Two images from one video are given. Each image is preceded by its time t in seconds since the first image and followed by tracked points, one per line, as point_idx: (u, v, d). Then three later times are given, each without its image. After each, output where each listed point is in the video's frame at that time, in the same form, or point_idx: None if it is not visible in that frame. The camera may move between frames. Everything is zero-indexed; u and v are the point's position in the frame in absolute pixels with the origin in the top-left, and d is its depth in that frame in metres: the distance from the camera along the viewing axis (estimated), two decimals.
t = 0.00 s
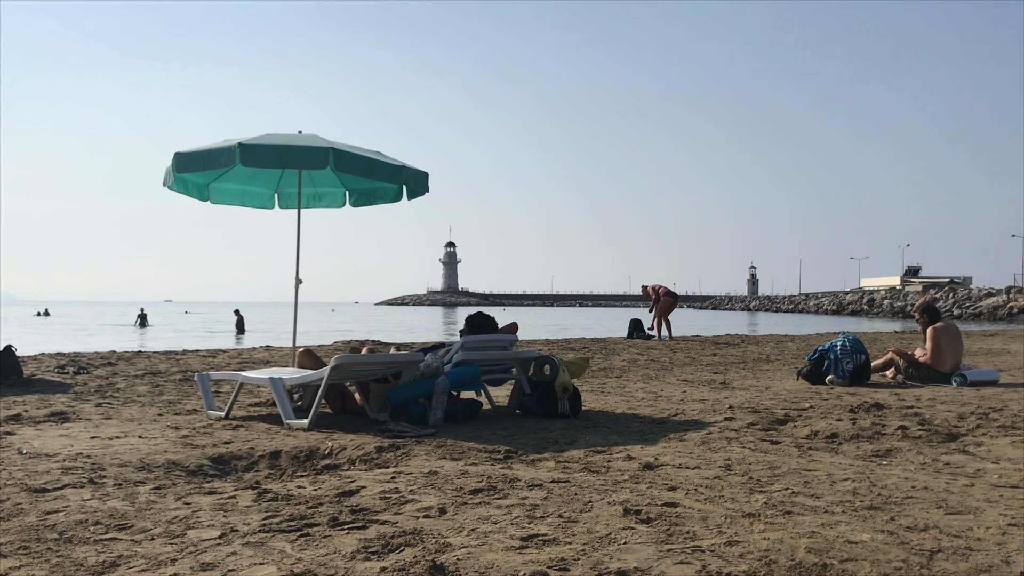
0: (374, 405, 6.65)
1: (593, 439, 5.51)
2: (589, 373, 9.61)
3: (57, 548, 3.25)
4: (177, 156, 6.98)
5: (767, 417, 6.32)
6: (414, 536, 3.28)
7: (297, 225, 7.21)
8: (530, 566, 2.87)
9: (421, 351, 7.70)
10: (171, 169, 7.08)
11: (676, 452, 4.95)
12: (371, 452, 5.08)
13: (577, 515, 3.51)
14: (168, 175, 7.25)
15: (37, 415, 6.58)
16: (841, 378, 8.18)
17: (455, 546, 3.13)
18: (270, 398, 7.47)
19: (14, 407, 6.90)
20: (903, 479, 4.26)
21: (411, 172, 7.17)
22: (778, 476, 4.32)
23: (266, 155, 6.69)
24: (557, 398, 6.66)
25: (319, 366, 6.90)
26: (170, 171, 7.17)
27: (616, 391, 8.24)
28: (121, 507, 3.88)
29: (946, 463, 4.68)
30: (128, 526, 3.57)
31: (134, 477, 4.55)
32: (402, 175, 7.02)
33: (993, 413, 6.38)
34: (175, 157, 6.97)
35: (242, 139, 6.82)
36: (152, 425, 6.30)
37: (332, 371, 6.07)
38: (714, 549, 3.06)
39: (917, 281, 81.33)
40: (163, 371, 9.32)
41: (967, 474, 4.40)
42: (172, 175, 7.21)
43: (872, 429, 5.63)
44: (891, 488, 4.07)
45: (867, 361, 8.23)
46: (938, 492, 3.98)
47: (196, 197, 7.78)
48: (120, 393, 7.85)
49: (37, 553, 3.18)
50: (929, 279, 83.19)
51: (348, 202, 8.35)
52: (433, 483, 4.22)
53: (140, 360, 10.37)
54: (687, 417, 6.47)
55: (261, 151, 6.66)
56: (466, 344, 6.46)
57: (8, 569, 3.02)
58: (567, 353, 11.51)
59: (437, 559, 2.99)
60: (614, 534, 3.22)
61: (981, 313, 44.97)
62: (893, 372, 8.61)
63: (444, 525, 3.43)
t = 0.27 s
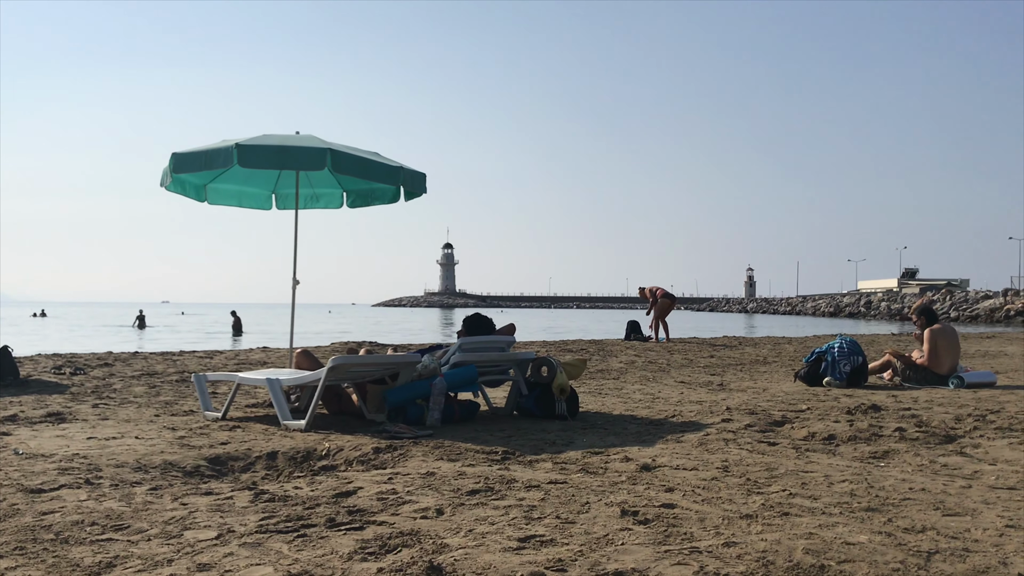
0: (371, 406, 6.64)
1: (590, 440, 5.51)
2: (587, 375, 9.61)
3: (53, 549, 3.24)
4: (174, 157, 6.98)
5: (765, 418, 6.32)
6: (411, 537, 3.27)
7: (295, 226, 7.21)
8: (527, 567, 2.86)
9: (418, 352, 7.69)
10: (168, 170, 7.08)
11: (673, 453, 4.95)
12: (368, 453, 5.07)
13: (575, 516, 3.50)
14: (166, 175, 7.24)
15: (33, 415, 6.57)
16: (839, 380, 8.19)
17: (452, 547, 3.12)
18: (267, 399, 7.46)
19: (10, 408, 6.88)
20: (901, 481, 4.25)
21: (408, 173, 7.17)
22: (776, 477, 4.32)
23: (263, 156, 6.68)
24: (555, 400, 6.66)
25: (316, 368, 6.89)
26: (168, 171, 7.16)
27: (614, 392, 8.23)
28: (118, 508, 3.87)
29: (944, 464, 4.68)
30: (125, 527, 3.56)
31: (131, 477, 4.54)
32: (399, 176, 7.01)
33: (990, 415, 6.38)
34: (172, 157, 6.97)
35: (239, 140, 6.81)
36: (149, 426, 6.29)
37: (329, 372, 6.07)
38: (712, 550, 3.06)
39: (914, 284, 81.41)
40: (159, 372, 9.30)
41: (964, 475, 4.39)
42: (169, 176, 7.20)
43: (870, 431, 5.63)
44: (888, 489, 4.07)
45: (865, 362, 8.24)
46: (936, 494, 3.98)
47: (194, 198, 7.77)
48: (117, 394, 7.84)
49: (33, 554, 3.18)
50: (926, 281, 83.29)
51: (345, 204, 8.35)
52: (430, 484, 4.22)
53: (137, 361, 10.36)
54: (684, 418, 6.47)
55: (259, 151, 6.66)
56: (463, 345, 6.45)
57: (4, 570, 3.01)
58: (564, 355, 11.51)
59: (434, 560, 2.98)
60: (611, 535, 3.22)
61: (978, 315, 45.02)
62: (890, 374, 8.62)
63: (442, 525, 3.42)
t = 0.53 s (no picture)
0: (370, 411, 6.65)
1: (590, 445, 5.51)
2: (586, 380, 9.62)
3: (53, 554, 3.25)
4: (175, 162, 6.99)
5: (764, 423, 6.33)
6: (411, 542, 3.28)
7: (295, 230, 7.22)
8: (526, 573, 2.87)
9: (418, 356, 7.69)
10: (169, 175, 7.08)
11: (672, 458, 4.96)
12: (367, 458, 5.07)
13: (574, 522, 3.51)
14: (166, 180, 7.25)
15: (33, 420, 6.57)
16: (838, 385, 8.19)
17: (452, 552, 3.13)
18: (267, 403, 7.46)
19: (10, 413, 6.88)
20: (899, 486, 4.26)
21: (408, 178, 7.18)
22: (775, 482, 4.33)
23: (264, 161, 6.69)
24: (554, 404, 6.66)
25: (316, 372, 6.90)
26: (168, 176, 7.17)
27: (613, 397, 8.24)
28: (118, 513, 3.87)
29: (942, 470, 4.68)
30: (125, 532, 3.56)
31: (131, 482, 4.54)
32: (399, 181, 7.02)
33: (989, 420, 6.39)
34: (173, 162, 6.98)
35: (240, 145, 6.82)
36: (148, 431, 6.29)
37: (329, 377, 6.07)
38: (711, 556, 3.06)
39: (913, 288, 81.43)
40: (159, 377, 9.31)
41: (963, 481, 4.40)
42: (169, 181, 7.21)
43: (868, 436, 5.64)
44: (888, 495, 4.08)
45: (863, 367, 8.25)
46: (934, 499, 3.99)
47: (194, 203, 7.78)
48: (117, 398, 7.84)
49: (33, 560, 3.18)
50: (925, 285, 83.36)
51: (345, 208, 8.36)
52: (430, 489, 4.22)
53: (136, 365, 10.36)
54: (683, 423, 6.48)
55: (259, 156, 6.67)
56: (463, 350, 6.45)
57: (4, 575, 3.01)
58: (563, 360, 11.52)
59: (434, 566, 2.99)
60: (611, 541, 3.22)
61: (977, 320, 45.04)
62: (889, 378, 8.63)
63: (441, 531, 3.42)
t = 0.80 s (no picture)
0: (372, 416, 6.65)
1: (592, 449, 5.51)
2: (587, 384, 9.61)
3: (56, 561, 3.25)
4: (176, 168, 7.00)
5: (766, 426, 6.33)
6: (413, 548, 3.28)
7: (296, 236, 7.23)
8: None
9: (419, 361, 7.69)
10: (170, 181, 7.09)
11: (674, 462, 4.95)
12: (369, 463, 5.07)
13: (576, 526, 3.51)
14: (167, 186, 7.26)
15: (35, 426, 6.58)
16: (839, 388, 8.19)
17: (455, 557, 3.13)
18: (269, 408, 7.47)
19: (13, 419, 6.89)
20: (902, 489, 4.26)
21: (408, 183, 7.19)
22: (777, 486, 4.33)
23: (264, 167, 6.70)
24: (556, 409, 6.66)
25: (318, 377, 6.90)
26: (169, 182, 7.19)
27: (615, 401, 8.24)
28: (120, 519, 3.88)
29: (944, 472, 4.68)
30: (128, 538, 3.56)
31: (133, 489, 4.54)
32: (400, 186, 7.03)
33: (991, 422, 6.39)
34: (174, 168, 6.99)
35: (240, 151, 6.83)
36: (151, 437, 6.30)
37: (331, 383, 6.08)
38: (714, 560, 3.06)
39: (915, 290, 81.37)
40: (161, 382, 9.31)
41: (966, 483, 4.40)
42: (171, 187, 7.22)
43: (870, 439, 5.64)
44: (890, 498, 4.08)
45: (865, 370, 8.24)
46: (937, 502, 3.99)
47: (195, 208, 7.79)
48: (119, 404, 7.85)
49: (36, 567, 3.18)
50: (927, 288, 83.30)
51: (346, 214, 8.37)
52: (432, 494, 4.22)
53: (138, 371, 10.37)
54: (685, 427, 6.47)
55: (260, 162, 6.68)
56: (465, 355, 6.46)
57: None
58: (565, 364, 11.52)
59: (436, 571, 2.99)
60: (613, 546, 3.22)
61: (979, 322, 45.00)
62: (891, 381, 8.62)
63: (444, 536, 3.43)
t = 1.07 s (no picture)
0: (374, 417, 6.65)
1: (594, 449, 5.51)
2: (589, 384, 9.61)
3: (59, 564, 3.25)
4: (176, 170, 7.00)
5: (768, 425, 6.32)
6: (416, 548, 3.28)
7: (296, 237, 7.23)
8: None
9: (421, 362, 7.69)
10: (170, 184, 7.10)
11: (677, 461, 4.95)
12: (372, 464, 5.07)
13: (579, 526, 3.50)
14: (167, 189, 7.27)
15: (37, 430, 6.58)
16: (842, 386, 8.18)
17: (457, 558, 3.13)
18: (271, 410, 7.47)
19: (15, 423, 6.90)
20: (904, 486, 4.25)
21: (409, 184, 7.19)
22: (780, 484, 4.32)
23: (265, 169, 6.70)
24: (558, 409, 6.66)
25: (319, 379, 6.90)
26: (169, 185, 7.19)
27: (616, 400, 8.24)
28: (123, 522, 3.88)
29: (948, 469, 4.67)
30: (130, 541, 3.56)
31: (136, 491, 4.54)
32: (400, 187, 7.03)
33: (994, 419, 6.38)
34: (174, 171, 6.99)
35: (241, 153, 6.83)
36: (153, 439, 6.30)
37: (333, 384, 6.08)
38: (717, 559, 3.05)
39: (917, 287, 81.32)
40: (163, 385, 9.32)
41: (969, 480, 4.39)
42: (171, 189, 7.22)
43: (873, 436, 5.63)
44: (893, 495, 4.07)
45: (867, 368, 8.23)
46: (940, 499, 3.98)
47: (195, 211, 7.80)
48: (121, 407, 7.85)
49: (39, 570, 3.18)
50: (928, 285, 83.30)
51: (346, 215, 8.37)
52: (434, 495, 4.22)
53: (140, 374, 10.38)
54: (687, 426, 6.47)
55: (260, 164, 6.68)
56: (466, 356, 6.46)
57: None
58: (567, 364, 11.52)
59: (440, 571, 2.99)
60: (616, 545, 3.22)
61: (981, 319, 44.96)
62: (893, 379, 8.62)
63: (447, 537, 3.42)
